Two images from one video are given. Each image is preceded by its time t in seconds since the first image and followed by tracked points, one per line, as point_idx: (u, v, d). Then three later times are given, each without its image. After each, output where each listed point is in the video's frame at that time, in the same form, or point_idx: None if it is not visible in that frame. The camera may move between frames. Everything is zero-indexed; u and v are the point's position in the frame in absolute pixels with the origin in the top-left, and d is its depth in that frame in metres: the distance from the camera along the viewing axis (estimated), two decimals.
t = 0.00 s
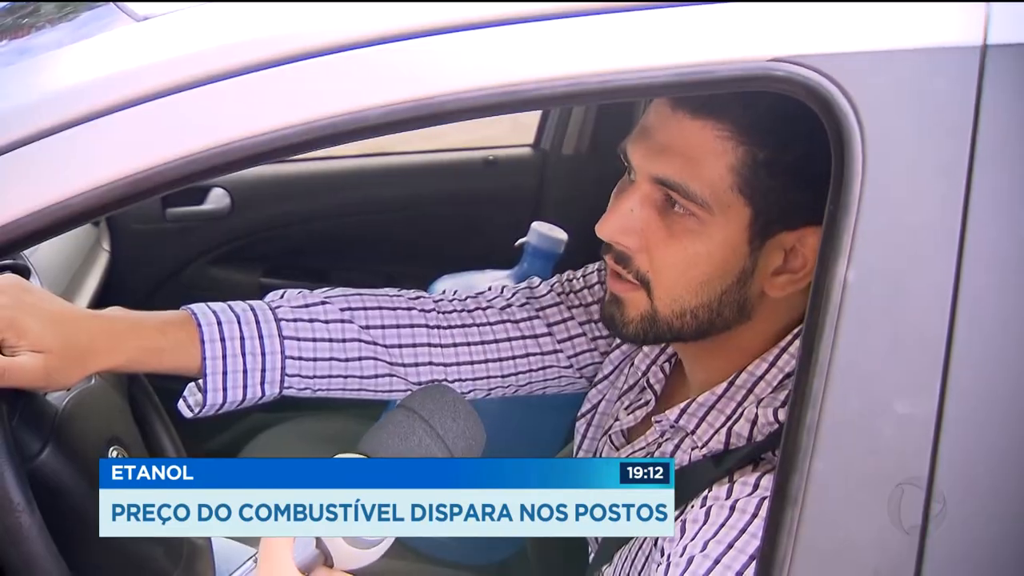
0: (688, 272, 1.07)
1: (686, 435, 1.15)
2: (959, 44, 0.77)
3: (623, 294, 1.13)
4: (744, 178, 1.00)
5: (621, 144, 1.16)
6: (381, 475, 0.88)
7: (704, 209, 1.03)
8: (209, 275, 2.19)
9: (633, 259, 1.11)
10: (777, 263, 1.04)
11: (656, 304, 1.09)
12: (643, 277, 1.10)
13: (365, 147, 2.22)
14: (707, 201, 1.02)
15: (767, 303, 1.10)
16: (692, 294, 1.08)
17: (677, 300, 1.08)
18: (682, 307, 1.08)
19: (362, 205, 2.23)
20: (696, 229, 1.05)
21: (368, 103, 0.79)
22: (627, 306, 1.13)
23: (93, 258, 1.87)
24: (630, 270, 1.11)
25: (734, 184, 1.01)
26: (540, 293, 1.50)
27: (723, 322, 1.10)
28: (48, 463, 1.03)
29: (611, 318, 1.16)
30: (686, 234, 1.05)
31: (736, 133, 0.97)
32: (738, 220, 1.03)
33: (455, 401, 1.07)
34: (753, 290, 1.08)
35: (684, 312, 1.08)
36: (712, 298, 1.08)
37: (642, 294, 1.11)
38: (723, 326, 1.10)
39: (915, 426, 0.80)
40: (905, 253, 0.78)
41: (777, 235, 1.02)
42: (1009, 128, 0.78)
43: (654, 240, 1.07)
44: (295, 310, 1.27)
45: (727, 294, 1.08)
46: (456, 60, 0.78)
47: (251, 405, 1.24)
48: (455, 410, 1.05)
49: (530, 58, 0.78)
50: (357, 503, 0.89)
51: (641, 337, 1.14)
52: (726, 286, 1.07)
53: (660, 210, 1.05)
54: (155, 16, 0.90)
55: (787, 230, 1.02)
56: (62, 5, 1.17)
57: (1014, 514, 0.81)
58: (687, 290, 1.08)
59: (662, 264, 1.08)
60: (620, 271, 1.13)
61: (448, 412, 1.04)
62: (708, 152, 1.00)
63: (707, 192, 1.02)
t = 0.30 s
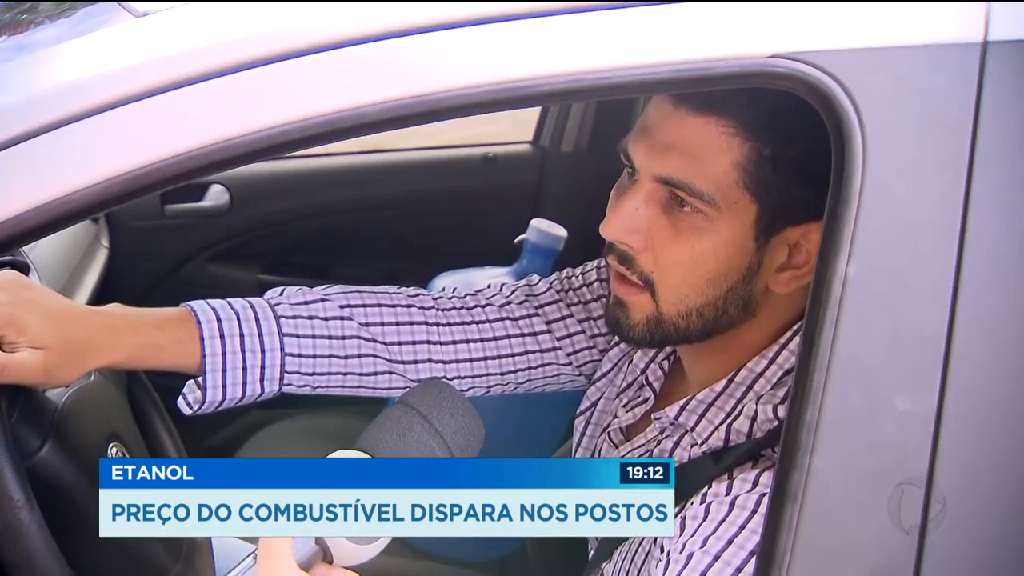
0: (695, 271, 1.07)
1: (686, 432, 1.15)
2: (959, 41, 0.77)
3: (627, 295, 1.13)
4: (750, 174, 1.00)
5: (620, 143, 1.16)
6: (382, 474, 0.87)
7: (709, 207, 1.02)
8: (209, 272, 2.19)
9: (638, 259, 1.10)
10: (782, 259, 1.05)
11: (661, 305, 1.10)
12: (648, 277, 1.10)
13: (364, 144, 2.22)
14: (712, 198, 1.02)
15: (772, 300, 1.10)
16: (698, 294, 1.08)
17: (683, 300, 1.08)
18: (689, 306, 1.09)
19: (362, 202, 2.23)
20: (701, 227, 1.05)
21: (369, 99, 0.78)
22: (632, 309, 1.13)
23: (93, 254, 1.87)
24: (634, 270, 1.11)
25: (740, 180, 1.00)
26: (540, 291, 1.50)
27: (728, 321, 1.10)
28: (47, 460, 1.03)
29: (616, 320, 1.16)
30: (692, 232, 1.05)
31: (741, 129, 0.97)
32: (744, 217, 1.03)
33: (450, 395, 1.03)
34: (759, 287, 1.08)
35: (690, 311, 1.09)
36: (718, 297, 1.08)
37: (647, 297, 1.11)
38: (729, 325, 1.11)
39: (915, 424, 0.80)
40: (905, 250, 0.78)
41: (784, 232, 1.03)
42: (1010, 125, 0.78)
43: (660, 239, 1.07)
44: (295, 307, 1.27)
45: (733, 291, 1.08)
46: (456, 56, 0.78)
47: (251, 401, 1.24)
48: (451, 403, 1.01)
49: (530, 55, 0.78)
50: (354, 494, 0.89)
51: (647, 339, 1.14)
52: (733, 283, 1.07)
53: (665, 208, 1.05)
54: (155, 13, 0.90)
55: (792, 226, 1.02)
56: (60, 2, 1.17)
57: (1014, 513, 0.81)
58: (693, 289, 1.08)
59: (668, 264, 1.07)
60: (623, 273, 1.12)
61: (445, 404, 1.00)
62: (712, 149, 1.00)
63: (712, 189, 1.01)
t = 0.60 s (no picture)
0: (697, 271, 1.07)
1: (686, 432, 1.15)
2: (959, 40, 0.77)
3: (626, 296, 1.12)
4: (750, 174, 1.00)
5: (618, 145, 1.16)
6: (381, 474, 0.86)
7: (710, 207, 1.02)
8: (209, 273, 2.18)
9: (638, 260, 1.10)
10: (783, 259, 1.07)
11: (661, 305, 1.09)
12: (649, 278, 1.09)
13: (365, 144, 2.22)
14: (712, 199, 1.02)
15: (772, 300, 1.11)
16: (699, 294, 1.07)
17: (684, 300, 1.08)
18: (690, 307, 1.08)
19: (362, 203, 2.22)
20: (702, 228, 1.05)
21: (369, 99, 0.78)
22: (631, 307, 1.12)
23: (93, 255, 1.86)
24: (634, 272, 1.10)
25: (740, 180, 1.00)
26: (540, 291, 1.49)
27: (729, 321, 1.09)
28: (47, 461, 1.01)
29: (614, 319, 1.15)
30: (693, 233, 1.05)
31: (741, 130, 0.98)
32: (745, 217, 1.03)
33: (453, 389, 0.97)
34: (760, 287, 1.08)
35: (692, 312, 1.08)
36: (720, 297, 1.07)
37: (646, 295, 1.10)
38: (730, 324, 1.10)
39: (915, 424, 0.80)
40: (906, 250, 0.78)
41: (785, 232, 1.04)
42: (1010, 124, 0.77)
43: (661, 240, 1.07)
44: (295, 308, 1.26)
45: (733, 292, 1.07)
46: (455, 56, 0.78)
47: (251, 402, 1.23)
48: (452, 402, 0.95)
49: (530, 55, 0.78)
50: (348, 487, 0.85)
51: (646, 338, 1.12)
52: (734, 284, 1.07)
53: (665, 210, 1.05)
54: (155, 13, 0.90)
55: (793, 226, 1.04)
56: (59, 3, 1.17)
57: (1013, 513, 0.81)
58: (695, 290, 1.07)
59: (669, 264, 1.07)
60: (623, 274, 1.12)
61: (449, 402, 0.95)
62: (712, 150, 1.00)
63: (712, 190, 1.01)
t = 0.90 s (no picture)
0: (697, 276, 1.07)
1: (686, 436, 1.15)
2: (960, 41, 0.77)
3: (627, 304, 1.12)
4: (748, 179, 1.00)
5: (614, 149, 1.15)
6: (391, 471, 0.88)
7: (709, 213, 1.02)
8: (203, 273, 2.17)
9: (637, 266, 1.10)
10: (781, 262, 1.07)
11: (662, 311, 1.09)
12: (649, 285, 1.09)
13: (364, 145, 2.21)
14: (711, 204, 1.01)
15: (769, 304, 1.12)
16: (700, 300, 1.08)
17: (685, 306, 1.08)
18: (691, 313, 1.09)
19: (362, 204, 2.22)
20: (701, 233, 1.05)
21: (370, 101, 0.78)
22: (631, 316, 1.12)
23: (93, 256, 1.86)
24: (635, 278, 1.11)
25: (738, 184, 1.00)
26: (535, 295, 1.48)
27: (729, 325, 1.10)
28: (48, 464, 1.01)
29: (614, 329, 1.15)
30: (693, 238, 1.05)
31: (739, 136, 0.98)
32: (744, 221, 1.03)
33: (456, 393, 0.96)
34: (758, 292, 1.09)
35: (693, 317, 1.09)
36: (720, 302, 1.08)
37: (647, 303, 1.10)
38: (730, 328, 1.11)
39: (917, 425, 0.80)
40: (908, 251, 0.78)
41: (783, 234, 1.04)
42: (1011, 125, 0.77)
43: (662, 246, 1.07)
44: (294, 311, 1.27)
45: (733, 297, 1.08)
46: (456, 58, 0.78)
47: (251, 405, 1.23)
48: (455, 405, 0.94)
49: (531, 56, 0.78)
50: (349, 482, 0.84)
51: (647, 346, 1.12)
52: (734, 288, 1.08)
53: (665, 215, 1.05)
54: (155, 14, 0.90)
55: (791, 229, 1.04)
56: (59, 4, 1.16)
57: (1015, 514, 0.81)
58: (696, 295, 1.08)
59: (670, 270, 1.08)
60: (622, 279, 1.12)
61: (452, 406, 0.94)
62: (710, 155, 0.99)
63: (711, 195, 1.01)
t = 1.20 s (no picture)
0: (699, 267, 1.07)
1: (684, 436, 1.15)
2: (959, 40, 0.77)
3: (627, 307, 1.13)
4: (750, 166, 1.00)
5: (612, 146, 1.15)
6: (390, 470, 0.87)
7: (712, 201, 1.02)
8: (203, 273, 2.17)
9: (639, 261, 1.10)
10: (780, 254, 1.06)
11: (663, 308, 1.10)
12: (651, 280, 1.09)
13: (361, 145, 2.21)
14: (715, 191, 1.01)
15: (770, 296, 1.11)
16: (702, 292, 1.08)
17: (687, 300, 1.08)
18: (693, 307, 1.09)
19: (360, 203, 2.22)
20: (704, 223, 1.04)
21: (368, 100, 0.78)
22: (632, 318, 1.12)
23: (90, 256, 1.86)
24: (636, 273, 1.10)
25: (741, 172, 1.00)
26: (530, 297, 1.48)
27: (729, 322, 1.10)
28: (45, 465, 1.01)
29: (615, 334, 1.15)
30: (695, 230, 1.05)
31: (743, 123, 0.97)
32: (747, 210, 1.03)
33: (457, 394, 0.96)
34: (759, 283, 1.08)
35: (694, 312, 1.09)
36: (721, 295, 1.08)
37: (648, 304, 1.10)
38: (730, 325, 1.11)
39: (916, 425, 0.80)
40: (907, 250, 0.78)
41: (783, 225, 1.04)
42: (1010, 124, 0.77)
43: (663, 239, 1.06)
44: (291, 312, 1.26)
45: (735, 289, 1.07)
46: (454, 57, 0.78)
47: (248, 406, 1.23)
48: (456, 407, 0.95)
49: (530, 55, 0.77)
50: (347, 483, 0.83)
51: (650, 348, 1.13)
52: (736, 281, 1.07)
53: (666, 207, 1.05)
54: (151, 14, 0.90)
55: (790, 220, 1.03)
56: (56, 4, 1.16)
57: (1015, 514, 0.81)
58: (698, 288, 1.08)
59: (672, 263, 1.07)
60: (623, 281, 1.12)
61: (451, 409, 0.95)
62: (713, 142, 0.99)
63: (715, 182, 1.01)
